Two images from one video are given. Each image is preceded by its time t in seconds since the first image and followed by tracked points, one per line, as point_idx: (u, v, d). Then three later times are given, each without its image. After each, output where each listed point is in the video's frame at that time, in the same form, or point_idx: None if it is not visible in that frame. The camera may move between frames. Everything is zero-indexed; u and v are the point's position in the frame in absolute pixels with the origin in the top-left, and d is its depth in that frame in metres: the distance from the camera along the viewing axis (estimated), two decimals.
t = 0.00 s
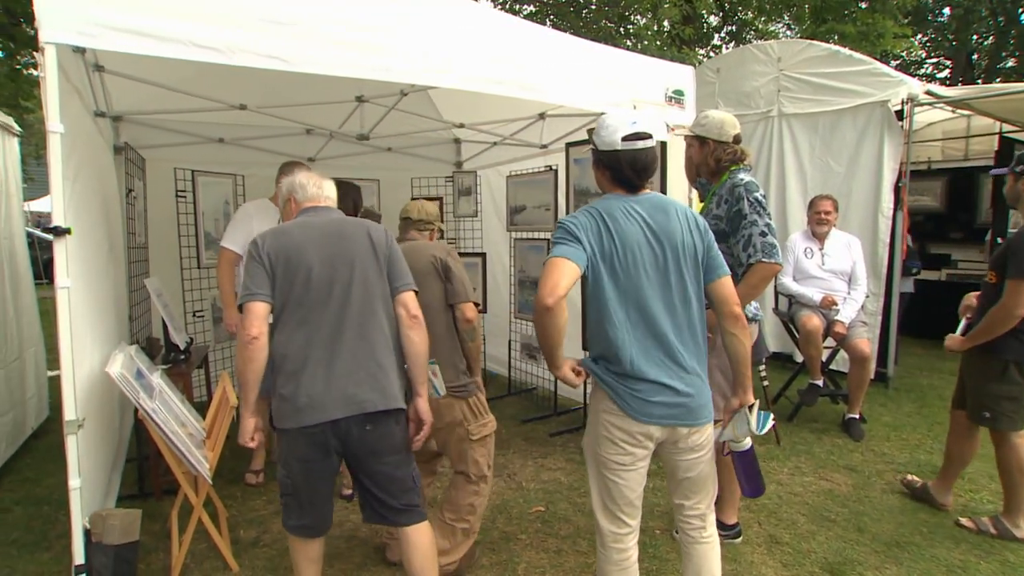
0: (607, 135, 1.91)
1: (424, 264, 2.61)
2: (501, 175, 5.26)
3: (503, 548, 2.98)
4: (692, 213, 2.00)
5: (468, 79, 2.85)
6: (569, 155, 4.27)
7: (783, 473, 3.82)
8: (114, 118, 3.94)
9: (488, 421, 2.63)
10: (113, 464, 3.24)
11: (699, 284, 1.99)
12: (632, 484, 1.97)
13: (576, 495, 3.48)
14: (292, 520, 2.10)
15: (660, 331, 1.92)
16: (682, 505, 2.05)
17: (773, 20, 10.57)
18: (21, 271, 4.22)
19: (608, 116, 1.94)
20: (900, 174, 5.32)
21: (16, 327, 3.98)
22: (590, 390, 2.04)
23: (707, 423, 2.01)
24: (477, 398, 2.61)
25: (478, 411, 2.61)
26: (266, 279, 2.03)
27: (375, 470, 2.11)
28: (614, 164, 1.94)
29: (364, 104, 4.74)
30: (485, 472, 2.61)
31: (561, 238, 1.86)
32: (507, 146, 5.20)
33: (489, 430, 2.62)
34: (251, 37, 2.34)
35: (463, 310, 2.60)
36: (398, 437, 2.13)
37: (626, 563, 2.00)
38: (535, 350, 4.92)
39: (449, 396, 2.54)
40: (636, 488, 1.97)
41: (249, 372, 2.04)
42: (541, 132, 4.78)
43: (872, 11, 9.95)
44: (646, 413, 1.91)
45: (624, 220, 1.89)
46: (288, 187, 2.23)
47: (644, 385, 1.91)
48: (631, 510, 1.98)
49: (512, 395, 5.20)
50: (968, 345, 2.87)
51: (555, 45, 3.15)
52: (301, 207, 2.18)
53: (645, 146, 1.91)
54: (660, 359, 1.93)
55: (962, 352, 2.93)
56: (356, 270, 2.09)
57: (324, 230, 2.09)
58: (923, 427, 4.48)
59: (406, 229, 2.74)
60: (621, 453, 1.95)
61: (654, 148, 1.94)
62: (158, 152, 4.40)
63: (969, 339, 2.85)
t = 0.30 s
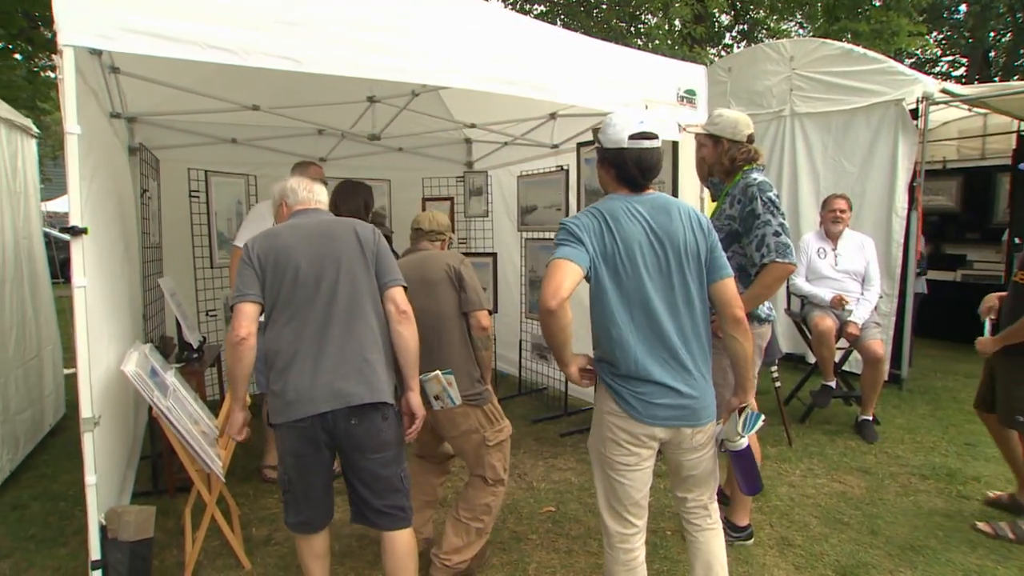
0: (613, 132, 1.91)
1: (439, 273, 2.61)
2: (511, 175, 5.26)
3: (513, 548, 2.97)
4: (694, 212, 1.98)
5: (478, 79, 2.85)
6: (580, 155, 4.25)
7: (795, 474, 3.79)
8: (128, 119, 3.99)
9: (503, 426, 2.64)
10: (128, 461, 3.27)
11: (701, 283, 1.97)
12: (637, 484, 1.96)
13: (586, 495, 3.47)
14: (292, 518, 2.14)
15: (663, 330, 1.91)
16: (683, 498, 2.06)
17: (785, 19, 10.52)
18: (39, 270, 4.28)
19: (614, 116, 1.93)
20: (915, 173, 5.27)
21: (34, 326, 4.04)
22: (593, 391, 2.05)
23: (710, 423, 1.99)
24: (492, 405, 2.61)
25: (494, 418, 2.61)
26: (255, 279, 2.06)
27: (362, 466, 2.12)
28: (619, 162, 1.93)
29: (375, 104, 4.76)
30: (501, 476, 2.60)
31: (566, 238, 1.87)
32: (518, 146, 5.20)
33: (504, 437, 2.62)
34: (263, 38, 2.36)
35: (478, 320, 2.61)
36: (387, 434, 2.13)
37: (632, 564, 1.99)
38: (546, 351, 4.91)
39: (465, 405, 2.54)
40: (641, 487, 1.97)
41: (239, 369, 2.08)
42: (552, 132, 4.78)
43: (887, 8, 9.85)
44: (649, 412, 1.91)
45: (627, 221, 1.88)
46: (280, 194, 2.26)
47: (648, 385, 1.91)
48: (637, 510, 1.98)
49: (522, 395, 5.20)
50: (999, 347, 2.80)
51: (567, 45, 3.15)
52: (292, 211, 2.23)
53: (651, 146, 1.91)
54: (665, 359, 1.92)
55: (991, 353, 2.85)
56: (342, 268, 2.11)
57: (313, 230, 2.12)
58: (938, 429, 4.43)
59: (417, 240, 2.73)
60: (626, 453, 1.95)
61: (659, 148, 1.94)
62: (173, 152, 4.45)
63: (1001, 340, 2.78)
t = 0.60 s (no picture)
0: (638, 131, 1.90)
1: (449, 270, 2.61)
2: (522, 175, 5.26)
3: (524, 548, 2.97)
4: (711, 214, 1.97)
5: (491, 79, 2.86)
6: (591, 155, 4.25)
7: (807, 476, 3.77)
8: (143, 120, 4.03)
9: (515, 426, 2.63)
10: (142, 459, 3.30)
11: (717, 284, 1.96)
12: (651, 485, 1.95)
13: (597, 496, 3.46)
14: (303, 517, 2.16)
15: (678, 331, 1.90)
16: (700, 509, 2.04)
17: (797, 17, 10.44)
18: (56, 269, 4.33)
19: (638, 115, 1.93)
20: (929, 172, 5.22)
21: (52, 325, 4.09)
22: (607, 390, 2.04)
23: (723, 423, 1.99)
24: (503, 403, 2.61)
25: (506, 416, 2.61)
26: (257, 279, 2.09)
27: (369, 462, 2.12)
28: (643, 162, 1.92)
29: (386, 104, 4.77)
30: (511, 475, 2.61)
31: (585, 237, 1.85)
32: (528, 146, 5.20)
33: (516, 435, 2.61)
34: (277, 40, 2.37)
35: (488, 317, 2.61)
36: (394, 430, 2.13)
37: (646, 563, 1.99)
38: (557, 351, 4.91)
39: (476, 403, 2.55)
40: (655, 488, 1.96)
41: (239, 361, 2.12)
42: (563, 132, 4.78)
43: (901, 6, 9.75)
44: (664, 412, 1.90)
45: (647, 222, 1.87)
46: (282, 196, 2.28)
47: (664, 385, 1.90)
48: (651, 510, 1.97)
49: (532, 395, 5.20)
50: None
51: (579, 45, 3.15)
52: (294, 212, 2.24)
53: (676, 146, 1.92)
54: (681, 359, 1.92)
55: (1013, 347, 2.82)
56: (342, 267, 2.11)
57: (312, 229, 2.13)
58: (953, 432, 4.38)
59: (429, 238, 2.74)
60: (641, 453, 1.94)
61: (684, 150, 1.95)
62: (186, 152, 4.49)
63: None
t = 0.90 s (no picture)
0: (670, 131, 1.90)
1: (460, 255, 2.61)
2: (533, 175, 5.26)
3: (534, 548, 2.97)
4: (737, 215, 1.97)
5: (503, 79, 2.87)
6: (602, 155, 4.24)
7: (820, 478, 3.74)
8: (157, 121, 4.07)
9: (519, 417, 2.64)
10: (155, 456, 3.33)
11: (741, 285, 1.95)
12: (672, 483, 1.95)
13: (607, 497, 3.46)
14: (312, 514, 2.16)
15: (702, 329, 1.89)
16: (720, 508, 2.03)
17: (810, 15, 10.38)
18: (72, 268, 4.38)
19: (669, 115, 1.94)
20: (944, 172, 5.16)
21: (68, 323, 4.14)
22: (629, 386, 2.04)
23: (743, 421, 1.98)
24: (508, 392, 2.62)
25: (511, 406, 2.62)
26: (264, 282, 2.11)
27: (377, 460, 2.13)
28: (674, 161, 1.92)
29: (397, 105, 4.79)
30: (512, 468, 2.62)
31: (617, 233, 1.85)
32: (539, 146, 5.20)
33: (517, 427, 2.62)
34: (290, 40, 2.38)
35: (499, 303, 2.61)
36: (400, 427, 2.13)
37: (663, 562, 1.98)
38: (567, 351, 4.90)
39: (483, 388, 2.56)
40: (675, 486, 1.95)
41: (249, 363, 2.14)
42: (573, 132, 4.77)
43: (915, 4, 9.66)
44: (687, 409, 1.89)
45: (679, 221, 1.86)
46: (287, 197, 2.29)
47: (687, 383, 1.90)
48: (670, 508, 1.97)
49: (543, 395, 5.19)
50: None
51: (592, 44, 3.15)
52: (299, 214, 2.25)
53: (707, 147, 1.93)
54: (704, 358, 1.91)
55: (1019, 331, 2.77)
56: (344, 266, 2.12)
57: (313, 228, 2.15)
58: (969, 434, 4.33)
59: (441, 220, 2.76)
60: (662, 450, 1.94)
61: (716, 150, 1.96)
62: (200, 153, 4.53)
63: None
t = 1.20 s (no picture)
0: (683, 132, 1.90)
1: (467, 248, 2.60)
2: (542, 175, 5.26)
3: (543, 548, 2.97)
4: (756, 215, 1.95)
5: (513, 78, 2.87)
6: (611, 155, 4.24)
7: (831, 479, 3.71)
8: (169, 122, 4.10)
9: (522, 413, 2.65)
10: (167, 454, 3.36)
11: (759, 286, 1.94)
12: (687, 481, 1.94)
13: (616, 497, 3.45)
14: (319, 513, 2.17)
15: (719, 329, 1.88)
16: (734, 508, 2.02)
17: (820, 14, 10.31)
18: (86, 268, 4.42)
19: (684, 115, 1.93)
20: (957, 171, 5.12)
21: (82, 320, 4.18)
22: (647, 383, 2.03)
23: (758, 421, 1.98)
24: (514, 387, 2.62)
25: (515, 400, 2.62)
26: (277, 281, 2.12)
27: (383, 459, 2.13)
28: (689, 162, 1.92)
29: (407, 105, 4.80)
30: (512, 464, 2.63)
31: (639, 231, 1.84)
32: (548, 146, 5.20)
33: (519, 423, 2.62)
34: (302, 41, 2.40)
35: (507, 297, 2.60)
36: (406, 426, 2.14)
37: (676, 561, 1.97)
38: (576, 351, 4.90)
39: (489, 381, 2.56)
40: (690, 484, 1.95)
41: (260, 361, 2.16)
42: (583, 132, 4.76)
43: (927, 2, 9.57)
44: (704, 408, 1.89)
45: (700, 221, 1.86)
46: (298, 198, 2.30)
47: (703, 382, 1.89)
48: (685, 507, 1.96)
49: (551, 395, 5.19)
50: None
51: (602, 44, 3.14)
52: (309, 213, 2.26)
53: (723, 144, 1.90)
54: (722, 357, 1.91)
55: None
56: (350, 266, 2.13)
57: (320, 228, 2.15)
58: (982, 437, 4.28)
59: (454, 210, 2.77)
60: (677, 449, 1.93)
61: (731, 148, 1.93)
62: (212, 153, 4.56)
63: None
